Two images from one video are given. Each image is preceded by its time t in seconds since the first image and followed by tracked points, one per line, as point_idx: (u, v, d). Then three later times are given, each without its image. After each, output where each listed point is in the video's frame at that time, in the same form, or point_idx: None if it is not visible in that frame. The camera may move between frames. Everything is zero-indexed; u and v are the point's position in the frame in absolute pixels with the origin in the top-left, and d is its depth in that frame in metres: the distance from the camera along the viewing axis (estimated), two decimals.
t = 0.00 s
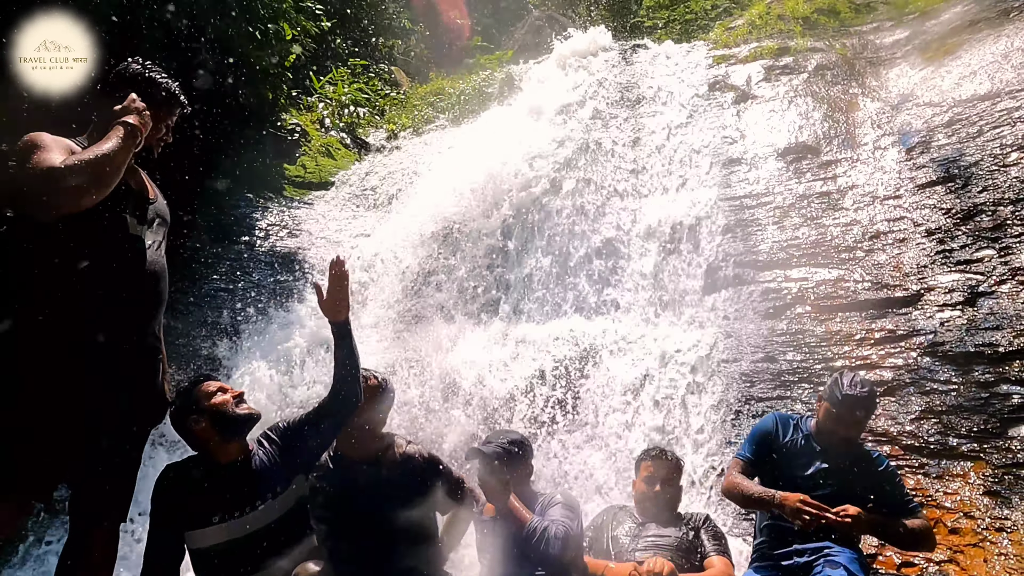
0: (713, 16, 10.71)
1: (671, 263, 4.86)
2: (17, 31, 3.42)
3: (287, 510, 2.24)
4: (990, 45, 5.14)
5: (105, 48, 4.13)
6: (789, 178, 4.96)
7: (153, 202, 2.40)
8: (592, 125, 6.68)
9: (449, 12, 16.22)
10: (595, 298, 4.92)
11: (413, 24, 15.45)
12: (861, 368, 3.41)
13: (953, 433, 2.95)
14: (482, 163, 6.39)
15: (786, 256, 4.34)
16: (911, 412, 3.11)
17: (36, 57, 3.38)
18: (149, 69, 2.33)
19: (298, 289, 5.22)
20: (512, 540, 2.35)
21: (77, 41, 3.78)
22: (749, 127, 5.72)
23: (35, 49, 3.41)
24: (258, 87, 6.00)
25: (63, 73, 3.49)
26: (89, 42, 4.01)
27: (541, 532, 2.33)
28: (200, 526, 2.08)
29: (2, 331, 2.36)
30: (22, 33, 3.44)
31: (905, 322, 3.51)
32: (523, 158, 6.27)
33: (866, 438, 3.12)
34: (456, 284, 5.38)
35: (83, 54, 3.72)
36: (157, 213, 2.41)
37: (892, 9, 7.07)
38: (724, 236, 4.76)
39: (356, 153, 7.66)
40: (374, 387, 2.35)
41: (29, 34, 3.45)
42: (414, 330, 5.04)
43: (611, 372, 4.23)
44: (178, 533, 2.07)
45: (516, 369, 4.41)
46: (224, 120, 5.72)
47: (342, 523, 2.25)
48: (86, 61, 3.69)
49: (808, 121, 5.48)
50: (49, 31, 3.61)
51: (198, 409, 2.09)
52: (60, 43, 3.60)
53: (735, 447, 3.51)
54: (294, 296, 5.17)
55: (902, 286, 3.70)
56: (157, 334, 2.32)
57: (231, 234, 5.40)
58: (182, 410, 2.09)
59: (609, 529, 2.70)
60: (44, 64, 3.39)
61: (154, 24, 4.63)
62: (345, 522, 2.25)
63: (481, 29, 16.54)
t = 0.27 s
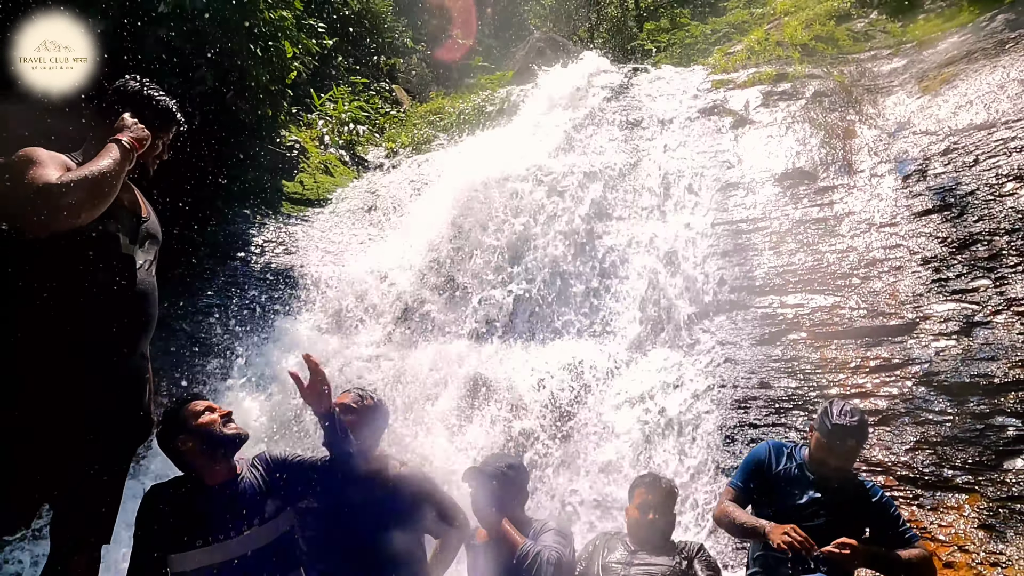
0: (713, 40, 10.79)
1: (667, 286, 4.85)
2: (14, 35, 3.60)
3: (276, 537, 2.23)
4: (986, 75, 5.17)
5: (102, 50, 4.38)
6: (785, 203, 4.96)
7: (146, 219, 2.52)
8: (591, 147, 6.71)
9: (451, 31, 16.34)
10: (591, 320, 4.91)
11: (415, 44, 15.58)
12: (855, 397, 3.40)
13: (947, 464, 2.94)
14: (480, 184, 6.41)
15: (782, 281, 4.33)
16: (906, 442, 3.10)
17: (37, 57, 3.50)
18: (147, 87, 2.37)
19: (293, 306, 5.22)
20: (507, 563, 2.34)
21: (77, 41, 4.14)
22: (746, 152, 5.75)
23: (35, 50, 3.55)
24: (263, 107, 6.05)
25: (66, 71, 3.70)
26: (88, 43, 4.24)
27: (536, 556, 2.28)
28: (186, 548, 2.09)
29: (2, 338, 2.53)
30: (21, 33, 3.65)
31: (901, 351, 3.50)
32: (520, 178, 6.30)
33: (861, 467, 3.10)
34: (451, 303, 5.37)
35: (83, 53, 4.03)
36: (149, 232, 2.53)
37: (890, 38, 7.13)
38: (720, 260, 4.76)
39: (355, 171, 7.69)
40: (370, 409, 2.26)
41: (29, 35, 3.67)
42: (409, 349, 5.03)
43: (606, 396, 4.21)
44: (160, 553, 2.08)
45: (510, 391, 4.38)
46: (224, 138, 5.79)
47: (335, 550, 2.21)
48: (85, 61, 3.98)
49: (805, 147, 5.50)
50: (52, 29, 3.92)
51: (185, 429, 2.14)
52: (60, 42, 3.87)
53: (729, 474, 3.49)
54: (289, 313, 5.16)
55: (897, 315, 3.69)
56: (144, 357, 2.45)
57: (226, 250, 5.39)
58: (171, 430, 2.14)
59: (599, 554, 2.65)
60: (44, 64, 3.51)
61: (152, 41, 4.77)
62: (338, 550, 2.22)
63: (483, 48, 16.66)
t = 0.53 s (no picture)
0: (710, 65, 10.88)
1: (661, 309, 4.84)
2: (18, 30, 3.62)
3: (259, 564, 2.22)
4: (980, 103, 5.21)
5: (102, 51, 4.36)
6: (780, 228, 4.97)
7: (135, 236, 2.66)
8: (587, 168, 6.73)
9: (451, 51, 16.45)
10: (583, 341, 4.89)
11: (414, 62, 15.67)
12: (847, 423, 3.38)
13: (940, 494, 2.92)
14: (475, 203, 6.42)
15: (775, 306, 4.33)
16: (899, 470, 3.08)
17: (38, 57, 3.65)
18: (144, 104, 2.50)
19: (285, 323, 5.20)
20: None
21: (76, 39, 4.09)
22: (741, 176, 5.77)
23: (37, 49, 3.66)
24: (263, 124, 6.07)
25: (63, 72, 3.83)
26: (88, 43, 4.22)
27: None
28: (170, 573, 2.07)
29: None
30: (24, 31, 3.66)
31: (894, 378, 3.49)
32: (515, 199, 6.32)
33: (853, 495, 3.08)
34: (444, 322, 5.35)
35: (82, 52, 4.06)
36: (138, 249, 2.67)
37: (885, 65, 7.18)
38: (714, 283, 4.75)
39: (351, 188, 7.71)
40: (361, 427, 2.34)
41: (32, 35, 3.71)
42: (401, 367, 5.00)
43: (597, 418, 4.18)
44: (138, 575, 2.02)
45: (501, 411, 4.36)
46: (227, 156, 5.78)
47: None
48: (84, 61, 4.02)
49: (800, 171, 5.52)
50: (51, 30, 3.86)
51: (173, 447, 2.16)
52: (60, 43, 3.90)
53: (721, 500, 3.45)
54: (281, 330, 5.15)
55: (890, 341, 3.68)
56: (128, 369, 2.64)
57: (219, 266, 5.41)
58: (160, 447, 2.17)
59: None
60: (44, 64, 3.68)
61: (148, 60, 4.81)
62: None
63: (481, 68, 16.76)
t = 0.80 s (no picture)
0: (706, 88, 10.97)
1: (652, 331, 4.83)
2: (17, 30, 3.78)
3: None
4: (971, 131, 5.25)
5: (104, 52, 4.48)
6: (772, 252, 4.98)
7: (122, 254, 2.71)
8: (581, 189, 6.76)
9: (449, 71, 16.58)
10: (575, 363, 4.88)
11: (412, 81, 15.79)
12: (838, 449, 3.38)
13: (931, 523, 2.91)
14: (469, 223, 6.44)
15: (767, 330, 4.33)
16: (890, 498, 3.07)
17: (37, 57, 3.85)
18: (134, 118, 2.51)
19: (276, 340, 5.21)
20: None
21: (77, 39, 4.28)
22: (734, 200, 5.79)
23: (37, 50, 3.86)
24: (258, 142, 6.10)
25: (62, 72, 4.03)
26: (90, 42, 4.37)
27: None
28: None
29: None
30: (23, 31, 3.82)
31: (885, 405, 3.48)
32: (509, 219, 6.34)
33: (843, 523, 3.05)
34: (436, 341, 5.34)
35: (82, 53, 4.29)
36: (126, 266, 2.72)
37: (878, 91, 7.25)
38: (707, 306, 4.75)
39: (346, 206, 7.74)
40: (347, 448, 2.33)
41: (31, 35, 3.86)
42: (392, 386, 4.98)
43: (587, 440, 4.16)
44: None
45: (490, 431, 4.33)
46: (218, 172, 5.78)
47: None
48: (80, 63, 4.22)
49: (793, 196, 5.54)
50: (50, 29, 4.05)
51: (160, 466, 2.15)
52: (60, 43, 4.12)
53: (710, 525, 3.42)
54: (271, 347, 5.15)
55: (881, 368, 3.68)
56: (112, 389, 2.68)
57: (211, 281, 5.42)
58: (148, 466, 2.16)
59: None
60: (45, 64, 3.89)
61: (142, 75, 4.84)
62: None
63: (479, 87, 16.89)
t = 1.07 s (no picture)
0: (700, 111, 11.05)
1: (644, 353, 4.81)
2: (19, 29, 3.73)
3: None
4: (962, 158, 5.29)
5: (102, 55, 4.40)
6: (764, 275, 4.99)
7: (110, 270, 2.67)
8: (575, 210, 6.79)
9: (446, 90, 16.69)
10: (566, 384, 4.87)
11: (408, 100, 15.90)
12: (828, 474, 3.37)
13: (921, 551, 2.90)
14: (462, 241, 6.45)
15: (759, 353, 4.32)
16: (880, 526, 3.06)
17: (37, 57, 3.80)
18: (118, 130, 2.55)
19: (264, 357, 5.19)
20: None
21: (77, 39, 4.17)
22: (727, 222, 5.81)
23: (37, 49, 3.80)
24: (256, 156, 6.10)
25: (61, 73, 3.98)
26: (90, 41, 4.27)
27: None
28: None
29: None
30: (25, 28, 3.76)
31: (875, 430, 3.47)
32: (502, 238, 6.35)
33: (833, 550, 3.05)
34: (426, 360, 5.32)
35: (81, 53, 4.18)
36: (113, 281, 2.68)
37: (870, 117, 7.31)
38: (699, 329, 4.74)
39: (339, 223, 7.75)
40: (334, 468, 2.35)
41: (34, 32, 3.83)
42: (382, 405, 4.95)
43: (577, 463, 4.14)
44: None
45: (479, 451, 4.29)
46: (220, 187, 5.75)
47: None
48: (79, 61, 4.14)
49: (785, 220, 5.56)
50: (49, 28, 3.93)
51: (148, 486, 2.09)
52: (61, 43, 4.01)
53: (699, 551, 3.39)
54: (260, 364, 5.13)
55: (872, 393, 3.67)
56: (96, 408, 2.62)
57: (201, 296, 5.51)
58: (136, 486, 2.11)
59: None
60: (44, 65, 3.85)
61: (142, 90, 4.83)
62: None
63: (475, 107, 16.99)
